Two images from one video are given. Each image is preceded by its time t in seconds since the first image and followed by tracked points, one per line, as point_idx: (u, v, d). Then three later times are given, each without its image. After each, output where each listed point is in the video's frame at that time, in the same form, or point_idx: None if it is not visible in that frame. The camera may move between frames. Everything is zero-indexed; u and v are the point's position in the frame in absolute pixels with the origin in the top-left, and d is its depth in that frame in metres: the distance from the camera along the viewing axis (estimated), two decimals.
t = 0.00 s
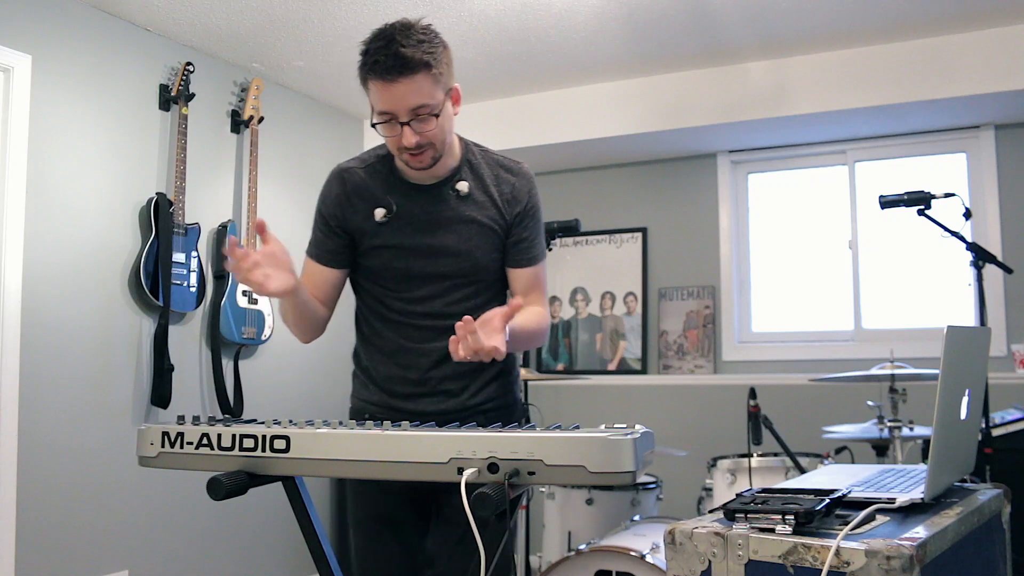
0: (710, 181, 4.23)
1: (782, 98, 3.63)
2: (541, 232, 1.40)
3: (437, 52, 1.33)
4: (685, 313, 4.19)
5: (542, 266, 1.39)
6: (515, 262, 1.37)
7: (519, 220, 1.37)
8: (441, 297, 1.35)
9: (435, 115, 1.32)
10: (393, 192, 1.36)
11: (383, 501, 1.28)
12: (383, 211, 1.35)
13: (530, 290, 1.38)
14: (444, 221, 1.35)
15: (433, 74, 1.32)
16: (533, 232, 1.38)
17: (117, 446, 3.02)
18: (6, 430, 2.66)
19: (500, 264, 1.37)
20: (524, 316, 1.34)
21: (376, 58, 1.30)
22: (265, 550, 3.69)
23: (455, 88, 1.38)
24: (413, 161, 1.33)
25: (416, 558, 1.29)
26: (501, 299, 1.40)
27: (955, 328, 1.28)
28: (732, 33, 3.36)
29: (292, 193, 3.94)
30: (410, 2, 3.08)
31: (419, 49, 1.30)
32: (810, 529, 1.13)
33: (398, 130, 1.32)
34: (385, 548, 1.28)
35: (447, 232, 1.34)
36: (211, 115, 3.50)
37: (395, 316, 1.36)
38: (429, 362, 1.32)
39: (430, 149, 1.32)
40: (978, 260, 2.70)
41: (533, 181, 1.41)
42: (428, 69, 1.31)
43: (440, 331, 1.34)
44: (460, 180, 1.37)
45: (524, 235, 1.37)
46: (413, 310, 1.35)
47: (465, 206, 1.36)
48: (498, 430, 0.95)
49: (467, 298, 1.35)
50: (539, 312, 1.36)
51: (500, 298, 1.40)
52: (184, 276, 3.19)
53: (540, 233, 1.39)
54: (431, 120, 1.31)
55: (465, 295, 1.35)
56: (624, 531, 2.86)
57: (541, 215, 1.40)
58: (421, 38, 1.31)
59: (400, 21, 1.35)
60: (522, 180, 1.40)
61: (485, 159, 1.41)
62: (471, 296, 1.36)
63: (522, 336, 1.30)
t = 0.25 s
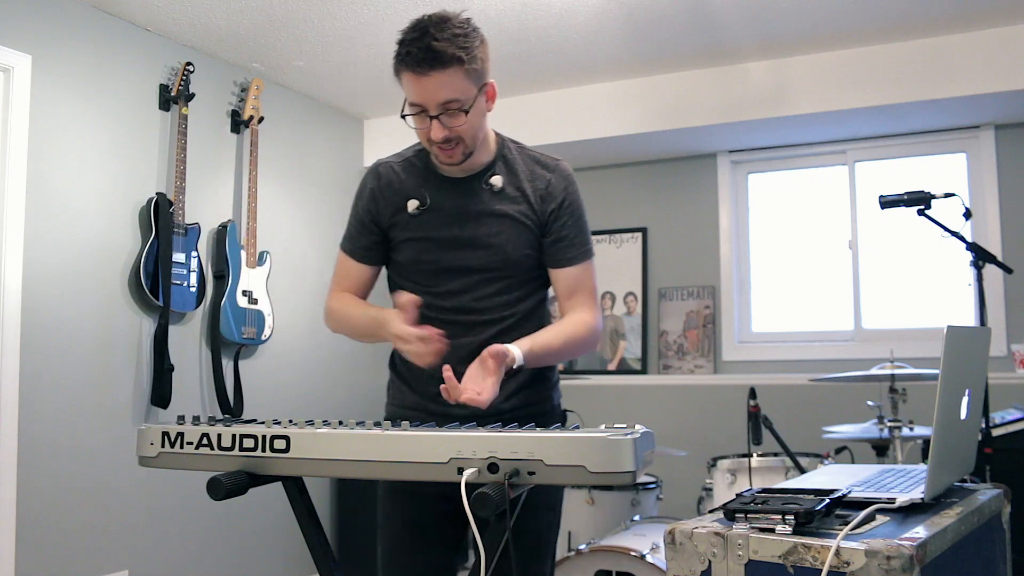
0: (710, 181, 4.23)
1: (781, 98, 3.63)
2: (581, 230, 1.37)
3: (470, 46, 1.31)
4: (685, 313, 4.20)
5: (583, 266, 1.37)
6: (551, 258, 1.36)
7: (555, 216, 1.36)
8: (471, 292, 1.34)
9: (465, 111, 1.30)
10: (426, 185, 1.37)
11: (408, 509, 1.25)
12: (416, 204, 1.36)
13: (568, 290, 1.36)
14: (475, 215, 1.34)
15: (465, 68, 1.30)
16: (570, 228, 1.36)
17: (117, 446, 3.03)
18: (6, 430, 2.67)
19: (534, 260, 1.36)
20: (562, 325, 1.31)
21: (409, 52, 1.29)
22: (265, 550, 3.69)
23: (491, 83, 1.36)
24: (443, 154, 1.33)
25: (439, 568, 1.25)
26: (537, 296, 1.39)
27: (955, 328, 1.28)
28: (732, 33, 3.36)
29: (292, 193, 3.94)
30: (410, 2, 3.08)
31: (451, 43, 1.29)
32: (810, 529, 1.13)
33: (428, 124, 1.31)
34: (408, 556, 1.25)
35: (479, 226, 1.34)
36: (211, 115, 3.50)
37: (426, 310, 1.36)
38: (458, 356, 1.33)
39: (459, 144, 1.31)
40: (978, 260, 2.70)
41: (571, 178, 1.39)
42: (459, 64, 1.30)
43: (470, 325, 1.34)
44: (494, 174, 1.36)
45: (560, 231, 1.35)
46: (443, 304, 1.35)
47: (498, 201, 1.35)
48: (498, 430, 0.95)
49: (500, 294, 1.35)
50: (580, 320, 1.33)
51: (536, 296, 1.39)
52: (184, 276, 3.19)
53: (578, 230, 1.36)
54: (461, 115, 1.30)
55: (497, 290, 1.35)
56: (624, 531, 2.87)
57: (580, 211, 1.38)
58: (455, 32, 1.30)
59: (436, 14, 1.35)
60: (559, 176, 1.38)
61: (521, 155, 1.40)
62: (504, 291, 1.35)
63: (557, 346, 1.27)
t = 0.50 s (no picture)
0: (709, 181, 4.23)
1: (782, 98, 3.63)
2: (598, 224, 1.34)
3: (484, 35, 1.30)
4: (685, 312, 4.20)
5: (600, 262, 1.34)
6: (564, 251, 1.34)
7: (568, 209, 1.34)
8: (480, 282, 1.34)
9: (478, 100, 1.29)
10: (440, 174, 1.39)
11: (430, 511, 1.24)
12: (428, 192, 1.37)
13: (583, 286, 1.34)
14: (486, 205, 1.35)
15: (479, 58, 1.29)
16: (585, 221, 1.33)
17: (117, 446, 3.03)
18: (6, 430, 2.67)
19: (546, 252, 1.35)
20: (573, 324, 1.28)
21: (422, 40, 1.28)
22: (266, 551, 3.69)
23: (507, 72, 1.34)
24: (456, 142, 1.32)
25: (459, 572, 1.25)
26: (552, 290, 1.37)
27: (956, 328, 1.28)
28: (732, 33, 3.36)
29: (292, 193, 3.94)
30: (409, 2, 3.08)
31: (464, 33, 1.28)
32: (809, 529, 1.13)
33: (440, 112, 1.31)
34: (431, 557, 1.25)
35: (489, 216, 1.34)
36: (211, 114, 3.50)
37: (436, 299, 1.38)
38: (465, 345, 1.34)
39: (471, 132, 1.31)
40: (978, 260, 2.69)
41: (588, 171, 1.36)
42: (473, 53, 1.28)
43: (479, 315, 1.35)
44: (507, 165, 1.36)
45: (573, 223, 1.33)
46: (452, 293, 1.36)
47: (510, 191, 1.35)
48: (498, 430, 0.95)
49: (510, 284, 1.34)
50: (594, 318, 1.30)
51: (551, 290, 1.37)
52: (184, 276, 3.19)
53: (595, 225, 1.33)
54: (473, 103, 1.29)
55: (507, 280, 1.34)
56: (624, 531, 2.87)
57: (598, 204, 1.35)
58: (469, 21, 1.29)
59: (453, 1, 1.34)
60: (574, 169, 1.36)
61: (540, 147, 1.39)
62: (515, 282, 1.34)
63: (568, 347, 1.24)
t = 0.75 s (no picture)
0: (709, 181, 4.23)
1: (782, 98, 3.63)
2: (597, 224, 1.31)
3: (473, 36, 1.32)
4: (685, 312, 4.20)
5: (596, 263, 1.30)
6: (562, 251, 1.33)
7: (566, 208, 1.32)
8: (477, 279, 1.35)
9: (467, 98, 1.31)
10: (444, 172, 1.40)
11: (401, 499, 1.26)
12: (430, 189, 1.39)
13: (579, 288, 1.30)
14: (484, 202, 1.35)
15: (468, 57, 1.31)
16: (582, 221, 1.30)
17: (117, 446, 3.03)
18: (6, 429, 2.67)
19: (544, 251, 1.33)
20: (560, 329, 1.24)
21: (411, 43, 1.32)
22: (266, 551, 3.69)
23: (502, 71, 1.36)
24: (451, 141, 1.35)
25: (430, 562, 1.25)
26: (553, 291, 1.35)
27: (956, 328, 1.28)
28: (732, 34, 3.36)
29: (292, 193, 3.94)
30: (409, 2, 3.08)
31: (450, 33, 1.31)
32: (809, 529, 1.13)
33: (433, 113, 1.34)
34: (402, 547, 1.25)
35: (487, 213, 1.35)
36: (211, 114, 3.50)
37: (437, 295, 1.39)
38: (461, 341, 1.35)
39: (463, 131, 1.33)
40: (978, 260, 2.69)
41: (590, 170, 1.34)
42: (460, 53, 1.31)
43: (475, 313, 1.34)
44: (507, 163, 1.36)
45: (571, 223, 1.31)
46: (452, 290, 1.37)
47: (508, 189, 1.35)
48: (498, 430, 0.95)
49: (507, 282, 1.33)
50: (583, 322, 1.25)
51: (550, 291, 1.35)
52: (184, 276, 3.19)
53: (594, 224, 1.30)
54: (463, 102, 1.32)
55: (503, 279, 1.34)
56: (624, 531, 2.87)
57: (598, 203, 1.32)
58: (456, 22, 1.32)
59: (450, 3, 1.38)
60: (575, 168, 1.34)
61: (543, 145, 1.38)
62: (512, 280, 1.34)
63: (552, 354, 1.20)
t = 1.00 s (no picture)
0: (709, 181, 4.23)
1: (781, 98, 3.63)
2: (572, 230, 1.32)
3: (435, 43, 1.32)
4: (685, 312, 4.20)
5: (571, 269, 1.30)
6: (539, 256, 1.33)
7: (541, 213, 1.32)
8: (454, 284, 1.36)
9: (429, 108, 1.32)
10: (422, 178, 1.41)
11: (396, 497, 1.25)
12: (409, 195, 1.40)
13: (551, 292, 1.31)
14: (461, 208, 1.36)
15: (428, 65, 1.31)
16: (557, 226, 1.31)
17: (117, 446, 3.02)
18: (7, 429, 2.67)
19: (520, 256, 1.34)
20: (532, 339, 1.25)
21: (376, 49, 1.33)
22: (266, 551, 3.69)
23: (468, 78, 1.35)
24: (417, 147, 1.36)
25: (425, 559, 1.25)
26: (531, 294, 1.36)
27: (956, 328, 1.28)
28: (731, 34, 3.36)
29: (292, 193, 3.94)
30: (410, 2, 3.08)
31: (411, 41, 1.30)
32: (809, 529, 1.13)
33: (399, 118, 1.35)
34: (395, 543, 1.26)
35: (464, 219, 1.35)
36: (211, 114, 3.50)
37: (418, 300, 1.41)
38: (441, 346, 1.36)
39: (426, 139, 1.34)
40: (978, 260, 2.69)
41: (566, 175, 1.35)
42: (421, 61, 1.31)
43: (453, 317, 1.35)
44: (484, 168, 1.37)
45: (546, 229, 1.32)
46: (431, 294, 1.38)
47: (484, 195, 1.35)
48: (498, 430, 0.95)
49: (484, 287, 1.34)
50: (552, 331, 1.25)
51: (528, 295, 1.36)
52: (184, 276, 3.19)
53: (568, 229, 1.31)
54: (424, 111, 1.32)
55: (480, 284, 1.34)
56: (624, 531, 2.87)
57: (574, 208, 1.33)
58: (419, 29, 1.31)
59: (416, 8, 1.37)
60: (551, 173, 1.34)
61: (519, 149, 1.38)
62: (490, 285, 1.34)
63: (535, 363, 1.21)
